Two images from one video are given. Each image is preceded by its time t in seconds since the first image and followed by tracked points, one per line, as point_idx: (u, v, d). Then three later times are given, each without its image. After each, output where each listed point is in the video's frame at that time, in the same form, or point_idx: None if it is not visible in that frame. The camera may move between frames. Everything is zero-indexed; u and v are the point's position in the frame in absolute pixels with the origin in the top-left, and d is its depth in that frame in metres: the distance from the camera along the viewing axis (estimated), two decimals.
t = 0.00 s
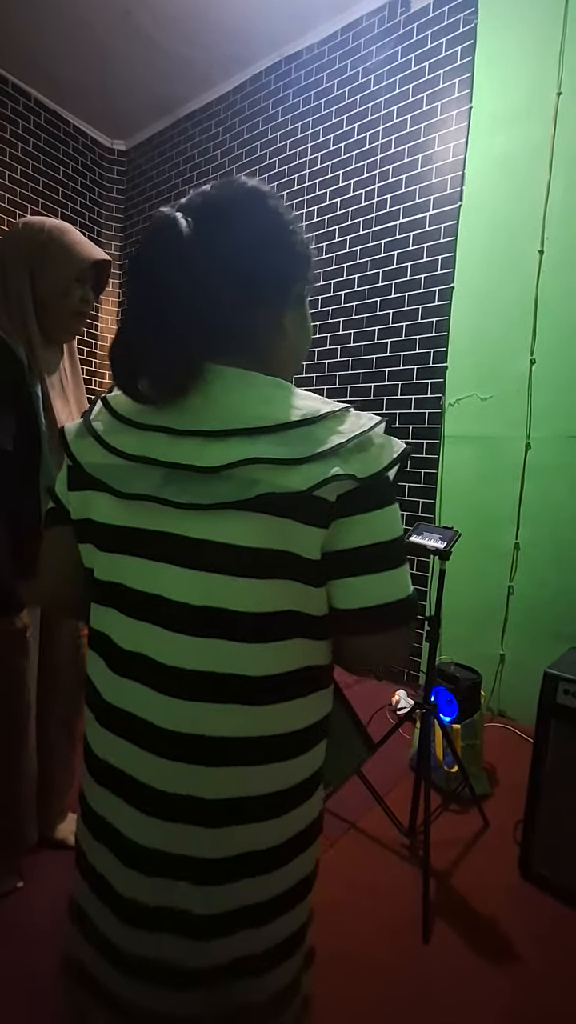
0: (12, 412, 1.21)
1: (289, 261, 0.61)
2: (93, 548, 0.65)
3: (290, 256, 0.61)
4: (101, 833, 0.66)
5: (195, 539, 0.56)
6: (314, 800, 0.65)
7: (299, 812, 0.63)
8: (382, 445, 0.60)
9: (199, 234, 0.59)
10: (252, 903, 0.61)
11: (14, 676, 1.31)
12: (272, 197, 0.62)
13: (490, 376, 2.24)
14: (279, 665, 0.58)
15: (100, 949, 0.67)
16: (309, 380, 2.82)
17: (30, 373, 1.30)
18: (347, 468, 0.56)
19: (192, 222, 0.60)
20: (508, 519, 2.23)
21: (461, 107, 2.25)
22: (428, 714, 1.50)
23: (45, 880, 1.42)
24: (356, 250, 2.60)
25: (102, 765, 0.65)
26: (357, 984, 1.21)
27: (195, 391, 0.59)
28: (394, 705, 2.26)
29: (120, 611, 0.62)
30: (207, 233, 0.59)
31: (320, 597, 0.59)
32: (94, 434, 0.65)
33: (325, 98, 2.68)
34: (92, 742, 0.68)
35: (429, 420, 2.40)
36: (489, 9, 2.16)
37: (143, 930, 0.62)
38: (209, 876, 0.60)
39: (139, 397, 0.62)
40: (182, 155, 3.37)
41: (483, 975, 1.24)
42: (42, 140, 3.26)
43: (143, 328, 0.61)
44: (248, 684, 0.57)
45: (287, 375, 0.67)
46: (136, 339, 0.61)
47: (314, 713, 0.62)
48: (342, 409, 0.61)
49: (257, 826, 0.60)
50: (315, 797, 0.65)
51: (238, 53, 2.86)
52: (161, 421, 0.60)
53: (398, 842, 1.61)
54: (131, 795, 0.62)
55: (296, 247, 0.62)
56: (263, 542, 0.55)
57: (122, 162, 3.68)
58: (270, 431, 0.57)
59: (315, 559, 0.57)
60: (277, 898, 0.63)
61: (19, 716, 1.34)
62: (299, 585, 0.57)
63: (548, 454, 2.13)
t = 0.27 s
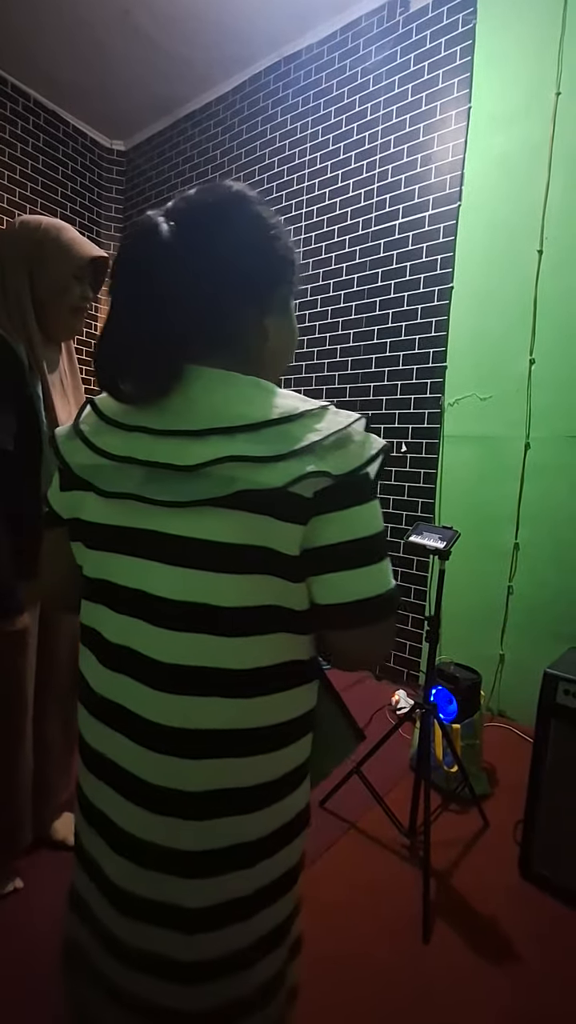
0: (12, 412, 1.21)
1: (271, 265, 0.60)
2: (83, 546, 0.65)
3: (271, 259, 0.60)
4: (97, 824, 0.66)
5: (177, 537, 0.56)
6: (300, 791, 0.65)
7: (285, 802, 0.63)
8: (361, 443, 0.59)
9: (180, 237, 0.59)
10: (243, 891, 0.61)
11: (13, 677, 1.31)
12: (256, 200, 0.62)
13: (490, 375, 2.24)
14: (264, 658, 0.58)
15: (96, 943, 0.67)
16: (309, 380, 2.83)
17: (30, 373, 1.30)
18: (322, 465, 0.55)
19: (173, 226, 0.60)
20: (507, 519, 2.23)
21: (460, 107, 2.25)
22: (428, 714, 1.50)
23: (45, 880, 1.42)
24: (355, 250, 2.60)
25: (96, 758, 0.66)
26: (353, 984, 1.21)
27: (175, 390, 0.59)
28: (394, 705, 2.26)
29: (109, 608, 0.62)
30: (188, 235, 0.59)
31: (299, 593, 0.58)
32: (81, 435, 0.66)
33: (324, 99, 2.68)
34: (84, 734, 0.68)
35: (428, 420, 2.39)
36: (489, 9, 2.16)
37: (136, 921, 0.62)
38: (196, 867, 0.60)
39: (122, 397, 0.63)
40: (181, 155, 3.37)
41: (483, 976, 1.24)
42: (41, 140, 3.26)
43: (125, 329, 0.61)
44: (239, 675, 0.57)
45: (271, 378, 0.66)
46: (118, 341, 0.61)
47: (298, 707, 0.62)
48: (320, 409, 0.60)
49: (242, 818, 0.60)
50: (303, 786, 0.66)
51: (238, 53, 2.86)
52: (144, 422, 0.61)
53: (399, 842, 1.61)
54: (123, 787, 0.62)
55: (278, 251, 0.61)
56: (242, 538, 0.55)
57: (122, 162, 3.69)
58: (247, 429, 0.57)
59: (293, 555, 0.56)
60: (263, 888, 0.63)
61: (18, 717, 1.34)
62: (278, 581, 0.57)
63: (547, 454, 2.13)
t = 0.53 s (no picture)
0: (12, 413, 1.21)
1: (240, 266, 0.58)
2: (66, 542, 0.66)
3: (241, 260, 0.58)
4: (87, 816, 0.66)
5: (145, 531, 0.56)
6: (275, 782, 0.65)
7: (261, 790, 0.63)
8: (324, 437, 0.58)
9: (146, 239, 0.58)
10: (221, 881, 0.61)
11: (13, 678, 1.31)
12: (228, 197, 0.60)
13: (488, 375, 2.24)
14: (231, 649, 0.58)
15: (86, 931, 0.68)
16: (308, 380, 2.83)
17: (29, 374, 1.30)
18: (278, 461, 0.55)
19: (140, 231, 0.59)
20: (507, 519, 2.24)
21: (459, 107, 2.25)
22: (427, 714, 1.50)
23: (45, 879, 1.42)
24: (354, 250, 2.60)
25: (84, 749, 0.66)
26: (345, 985, 1.20)
27: (142, 392, 0.59)
28: (394, 704, 2.27)
29: (89, 600, 0.63)
30: (153, 236, 0.57)
31: (262, 585, 0.58)
32: (63, 437, 0.66)
33: (323, 99, 2.68)
34: (70, 723, 0.69)
35: (428, 420, 2.40)
36: (488, 9, 2.16)
37: (119, 909, 0.62)
38: (171, 850, 0.60)
39: (93, 399, 0.63)
40: (180, 154, 3.37)
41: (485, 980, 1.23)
42: (40, 140, 3.25)
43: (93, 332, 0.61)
44: (219, 665, 0.57)
45: (244, 378, 0.65)
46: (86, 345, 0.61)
47: (267, 698, 0.61)
48: (283, 406, 0.60)
49: (213, 804, 0.60)
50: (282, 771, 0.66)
51: (237, 53, 2.86)
52: (113, 421, 0.61)
53: (397, 841, 1.61)
54: (108, 776, 0.63)
55: (248, 251, 0.59)
56: (201, 532, 0.55)
57: (121, 162, 3.69)
58: (207, 427, 0.56)
59: (254, 547, 0.56)
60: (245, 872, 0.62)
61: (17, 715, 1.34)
62: (237, 573, 0.56)
63: (546, 454, 2.13)
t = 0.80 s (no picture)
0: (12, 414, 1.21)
1: (207, 267, 0.58)
2: (43, 540, 0.66)
3: (207, 262, 0.58)
4: (57, 812, 0.65)
5: (106, 528, 0.56)
6: (239, 776, 0.62)
7: (225, 784, 0.60)
8: (281, 438, 0.56)
9: (116, 245, 0.58)
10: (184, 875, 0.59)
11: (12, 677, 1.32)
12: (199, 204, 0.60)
13: (487, 375, 2.24)
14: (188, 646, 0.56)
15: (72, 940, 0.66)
16: (308, 380, 2.83)
17: (28, 372, 1.30)
18: (229, 461, 0.53)
19: (110, 240, 0.59)
20: (506, 520, 2.24)
21: (458, 107, 2.25)
22: (427, 715, 1.49)
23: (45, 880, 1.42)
24: (353, 250, 2.60)
25: (55, 742, 0.65)
26: (345, 985, 1.20)
27: (109, 393, 0.59)
28: (394, 705, 2.26)
29: (62, 594, 0.63)
30: (122, 243, 0.57)
31: (216, 584, 0.56)
32: (42, 438, 0.67)
33: (322, 98, 2.68)
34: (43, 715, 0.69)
35: (427, 420, 2.40)
36: (487, 9, 2.16)
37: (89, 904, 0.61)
38: (132, 835, 0.58)
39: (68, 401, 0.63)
40: (180, 154, 3.36)
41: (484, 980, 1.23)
42: (39, 140, 3.25)
43: (66, 337, 0.61)
44: (187, 658, 0.56)
45: (216, 382, 0.64)
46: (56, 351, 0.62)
47: (228, 695, 0.59)
48: (240, 409, 0.58)
49: (189, 797, 0.58)
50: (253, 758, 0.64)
51: (236, 53, 2.86)
52: (83, 425, 0.61)
53: (398, 842, 1.61)
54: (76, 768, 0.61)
55: (216, 254, 0.58)
56: (154, 530, 0.54)
57: (120, 161, 3.69)
58: (164, 428, 0.55)
59: (208, 546, 0.54)
60: (217, 854, 0.61)
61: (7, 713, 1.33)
62: (189, 571, 0.54)
63: (545, 454, 2.14)
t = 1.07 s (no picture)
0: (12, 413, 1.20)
1: (181, 271, 0.59)
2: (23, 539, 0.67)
3: (181, 266, 0.59)
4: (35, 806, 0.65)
5: (75, 526, 0.57)
6: (213, 777, 0.62)
7: (196, 783, 0.61)
8: (246, 438, 0.56)
9: (89, 252, 0.60)
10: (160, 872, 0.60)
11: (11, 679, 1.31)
12: (175, 209, 0.61)
13: (486, 375, 2.24)
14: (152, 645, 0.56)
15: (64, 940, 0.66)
16: (307, 380, 2.83)
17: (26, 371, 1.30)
18: (192, 460, 0.54)
19: (86, 247, 0.61)
20: (505, 520, 2.24)
21: (457, 106, 2.25)
22: (427, 715, 1.49)
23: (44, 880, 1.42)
24: (353, 250, 2.60)
25: (34, 740, 0.65)
26: (345, 985, 1.20)
27: (84, 394, 0.60)
28: (393, 705, 2.26)
29: (40, 592, 0.63)
30: (96, 250, 0.59)
31: (182, 583, 0.56)
32: (25, 439, 0.68)
33: (322, 98, 2.68)
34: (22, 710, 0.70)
35: (426, 420, 2.40)
36: (487, 9, 2.16)
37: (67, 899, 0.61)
38: (104, 830, 0.59)
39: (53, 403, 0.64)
40: (180, 154, 3.36)
41: (486, 980, 1.23)
42: (39, 139, 3.25)
43: (48, 343, 0.63)
44: (164, 658, 0.57)
45: (196, 383, 0.65)
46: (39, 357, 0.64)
47: (199, 695, 0.59)
48: (207, 408, 0.58)
49: (183, 788, 0.60)
50: (230, 757, 0.65)
51: (235, 52, 2.86)
52: (55, 425, 0.62)
53: (397, 842, 1.61)
54: (51, 763, 0.61)
55: (191, 257, 0.59)
56: (119, 527, 0.55)
57: (119, 161, 3.69)
58: (133, 426, 0.56)
59: (172, 545, 0.55)
60: (194, 854, 0.61)
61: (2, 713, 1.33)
62: (155, 568, 0.55)
63: (544, 454, 2.14)
